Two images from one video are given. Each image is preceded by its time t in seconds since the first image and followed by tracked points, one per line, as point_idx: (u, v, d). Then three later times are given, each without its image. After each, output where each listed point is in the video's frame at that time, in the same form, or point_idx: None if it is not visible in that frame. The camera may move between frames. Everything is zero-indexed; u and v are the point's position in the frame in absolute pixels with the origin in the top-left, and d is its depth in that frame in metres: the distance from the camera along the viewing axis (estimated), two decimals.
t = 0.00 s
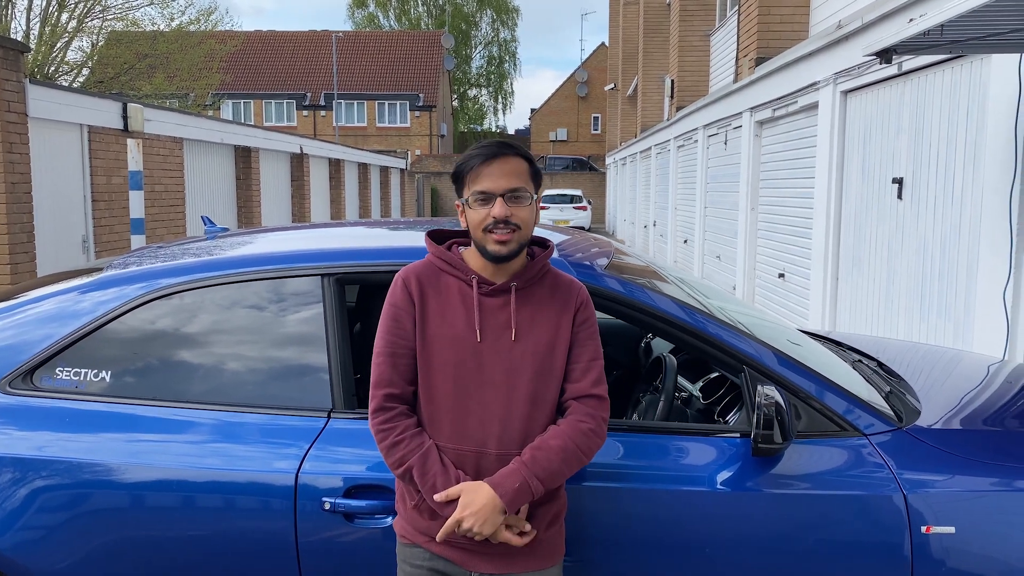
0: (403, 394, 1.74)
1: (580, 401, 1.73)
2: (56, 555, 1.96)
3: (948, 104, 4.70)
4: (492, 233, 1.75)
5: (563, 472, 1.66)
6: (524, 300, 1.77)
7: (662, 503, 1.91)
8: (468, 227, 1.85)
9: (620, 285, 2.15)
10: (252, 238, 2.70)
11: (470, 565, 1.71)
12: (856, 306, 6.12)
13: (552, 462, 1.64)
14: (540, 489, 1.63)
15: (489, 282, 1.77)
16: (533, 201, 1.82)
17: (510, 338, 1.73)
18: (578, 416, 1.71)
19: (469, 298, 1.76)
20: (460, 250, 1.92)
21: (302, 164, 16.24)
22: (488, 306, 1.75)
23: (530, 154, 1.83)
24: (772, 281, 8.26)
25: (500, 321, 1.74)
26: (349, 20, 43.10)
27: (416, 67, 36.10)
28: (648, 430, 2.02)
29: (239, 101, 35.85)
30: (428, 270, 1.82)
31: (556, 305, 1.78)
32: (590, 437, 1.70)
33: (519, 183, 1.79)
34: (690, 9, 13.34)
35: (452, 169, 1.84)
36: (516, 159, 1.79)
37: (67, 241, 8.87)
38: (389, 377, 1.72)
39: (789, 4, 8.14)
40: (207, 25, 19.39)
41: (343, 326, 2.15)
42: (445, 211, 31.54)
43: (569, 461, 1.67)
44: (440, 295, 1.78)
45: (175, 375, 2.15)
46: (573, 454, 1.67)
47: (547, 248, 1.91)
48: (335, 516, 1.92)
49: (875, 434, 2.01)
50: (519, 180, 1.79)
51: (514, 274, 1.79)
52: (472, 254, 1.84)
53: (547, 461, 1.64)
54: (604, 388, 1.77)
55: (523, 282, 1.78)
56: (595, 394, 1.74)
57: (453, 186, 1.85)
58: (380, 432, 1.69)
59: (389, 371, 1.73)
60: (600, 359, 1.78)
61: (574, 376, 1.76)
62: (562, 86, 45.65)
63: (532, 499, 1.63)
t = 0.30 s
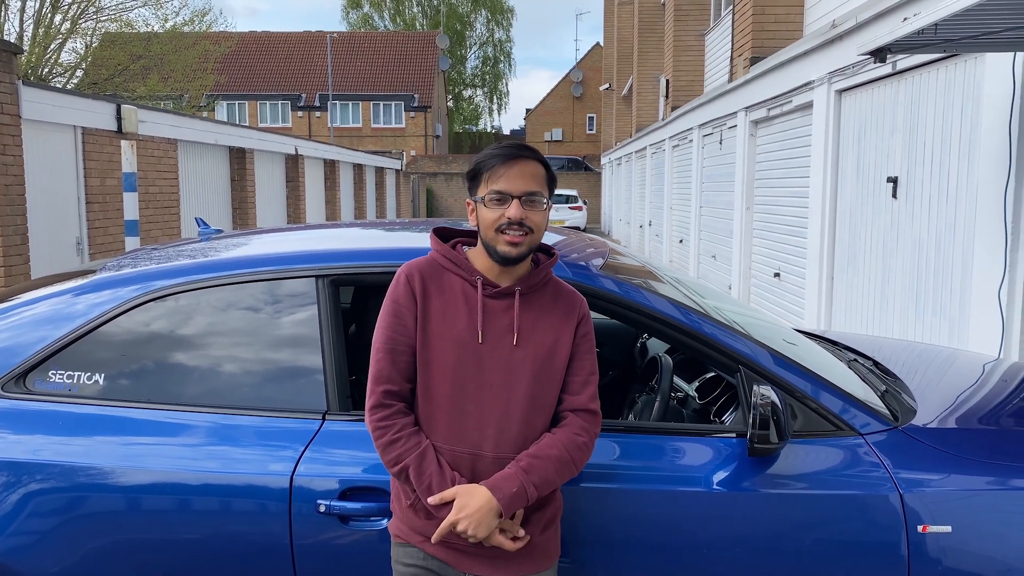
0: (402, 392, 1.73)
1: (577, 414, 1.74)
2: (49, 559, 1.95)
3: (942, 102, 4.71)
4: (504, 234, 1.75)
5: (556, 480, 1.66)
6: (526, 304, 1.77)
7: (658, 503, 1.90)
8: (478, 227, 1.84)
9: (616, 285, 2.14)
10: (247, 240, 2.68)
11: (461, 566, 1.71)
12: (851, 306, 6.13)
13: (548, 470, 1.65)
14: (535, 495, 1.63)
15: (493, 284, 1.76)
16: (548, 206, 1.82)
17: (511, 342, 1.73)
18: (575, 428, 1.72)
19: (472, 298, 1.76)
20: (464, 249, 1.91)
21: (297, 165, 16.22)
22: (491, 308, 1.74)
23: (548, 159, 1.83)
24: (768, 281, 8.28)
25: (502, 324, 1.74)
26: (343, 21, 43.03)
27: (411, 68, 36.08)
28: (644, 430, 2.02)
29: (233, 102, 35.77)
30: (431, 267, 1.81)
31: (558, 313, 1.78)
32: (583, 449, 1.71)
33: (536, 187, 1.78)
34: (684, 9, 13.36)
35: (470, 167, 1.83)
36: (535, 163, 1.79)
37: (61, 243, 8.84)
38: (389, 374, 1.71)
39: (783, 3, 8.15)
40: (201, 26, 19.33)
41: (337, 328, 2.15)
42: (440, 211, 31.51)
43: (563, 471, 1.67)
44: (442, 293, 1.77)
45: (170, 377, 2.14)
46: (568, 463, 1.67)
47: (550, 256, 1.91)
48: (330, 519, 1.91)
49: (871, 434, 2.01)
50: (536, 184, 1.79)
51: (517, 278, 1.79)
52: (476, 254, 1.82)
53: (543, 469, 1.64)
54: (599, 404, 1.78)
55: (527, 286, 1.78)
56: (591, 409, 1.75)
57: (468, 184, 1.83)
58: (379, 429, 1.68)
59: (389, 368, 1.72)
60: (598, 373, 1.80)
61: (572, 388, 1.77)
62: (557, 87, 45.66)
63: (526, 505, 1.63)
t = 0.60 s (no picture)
0: (399, 398, 1.72)
1: (575, 410, 1.74)
2: (44, 563, 1.94)
3: (937, 102, 4.71)
4: (491, 234, 1.74)
5: (559, 478, 1.66)
6: (521, 304, 1.76)
7: (655, 503, 1.90)
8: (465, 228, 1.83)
9: (612, 286, 2.14)
10: (243, 241, 2.68)
11: (467, 569, 1.70)
12: (846, 306, 6.14)
13: (550, 467, 1.65)
14: (539, 493, 1.63)
15: (485, 285, 1.76)
16: (533, 204, 1.81)
17: (508, 341, 1.72)
18: (574, 423, 1.72)
19: (466, 300, 1.75)
20: (454, 251, 1.91)
21: (293, 166, 16.19)
22: (486, 308, 1.74)
23: (530, 157, 1.82)
24: (763, 280, 8.29)
25: (498, 324, 1.73)
26: (338, 22, 42.99)
27: (407, 69, 36.07)
28: (639, 430, 2.02)
29: (229, 103, 35.71)
30: (423, 272, 1.80)
31: (552, 311, 1.78)
32: (584, 444, 1.71)
33: (519, 186, 1.78)
34: (679, 9, 13.37)
35: (452, 169, 1.82)
36: (517, 161, 1.78)
37: (56, 244, 8.82)
38: (385, 380, 1.70)
39: (778, 3, 8.17)
40: (196, 27, 19.29)
41: (333, 330, 2.14)
42: (436, 212, 31.50)
43: (565, 468, 1.67)
44: (436, 297, 1.76)
45: (166, 379, 2.13)
46: (569, 459, 1.67)
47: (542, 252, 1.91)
48: (326, 521, 1.90)
49: (867, 433, 2.00)
50: (519, 183, 1.78)
51: (509, 277, 1.79)
52: (466, 256, 1.82)
53: (545, 467, 1.64)
54: (596, 398, 1.78)
55: (519, 285, 1.78)
56: (588, 404, 1.75)
57: (452, 187, 1.83)
58: (378, 436, 1.67)
59: (386, 374, 1.71)
60: (594, 368, 1.80)
61: (568, 384, 1.77)
62: (552, 87, 45.68)
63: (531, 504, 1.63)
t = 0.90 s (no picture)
0: (390, 400, 1.71)
1: (568, 408, 1.74)
2: (37, 566, 1.93)
3: (931, 102, 4.72)
4: (481, 233, 1.74)
5: (555, 479, 1.66)
6: (510, 302, 1.76)
7: (651, 503, 1.90)
8: (453, 227, 1.83)
9: (607, 286, 2.14)
10: (238, 242, 2.67)
11: (462, 569, 1.70)
12: (842, 306, 6.14)
13: (547, 468, 1.65)
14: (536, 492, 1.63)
15: (474, 284, 1.76)
16: (523, 204, 1.81)
17: (497, 340, 1.72)
18: (568, 421, 1.72)
19: (456, 301, 1.75)
20: (442, 252, 1.90)
21: (289, 167, 16.16)
22: (475, 308, 1.74)
23: (520, 157, 1.82)
24: (759, 279, 8.30)
25: (487, 324, 1.73)
26: (334, 22, 42.95)
27: (402, 69, 36.06)
28: (635, 431, 2.01)
29: (225, 104, 35.68)
30: (411, 273, 1.79)
31: (542, 308, 1.78)
32: (577, 442, 1.71)
33: (510, 185, 1.77)
34: (675, 9, 13.38)
35: (441, 168, 1.81)
36: (507, 161, 1.78)
37: (51, 246, 8.80)
38: (376, 383, 1.70)
39: (773, 2, 8.17)
40: (192, 28, 19.27)
41: (327, 331, 2.13)
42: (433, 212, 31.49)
43: (561, 467, 1.67)
44: (425, 298, 1.76)
45: (162, 380, 2.13)
46: (564, 459, 1.67)
47: (530, 251, 1.90)
48: (320, 522, 1.89)
49: (862, 432, 2.00)
50: (509, 182, 1.78)
51: (499, 276, 1.79)
52: (454, 256, 1.82)
53: (541, 467, 1.64)
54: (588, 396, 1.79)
55: (509, 284, 1.77)
56: (581, 402, 1.75)
57: (441, 186, 1.82)
58: (369, 439, 1.66)
59: (376, 377, 1.70)
60: (586, 365, 1.80)
61: (560, 384, 1.77)
62: (549, 87, 45.68)
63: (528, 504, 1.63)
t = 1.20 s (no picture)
0: (376, 402, 1.71)
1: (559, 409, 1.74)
2: (33, 569, 1.92)
3: (927, 101, 4.73)
4: (471, 237, 1.73)
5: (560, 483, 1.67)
6: (500, 303, 1.75)
7: (648, 502, 1.89)
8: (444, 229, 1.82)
9: (604, 286, 2.13)
10: (234, 243, 2.66)
11: (454, 571, 1.69)
12: (839, 305, 6.15)
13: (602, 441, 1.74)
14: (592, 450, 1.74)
15: (463, 285, 1.75)
16: (513, 206, 1.80)
17: (487, 341, 1.71)
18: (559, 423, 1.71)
19: (445, 301, 1.74)
20: (431, 253, 1.89)
21: (285, 167, 16.13)
22: (465, 308, 1.73)
23: (511, 158, 1.81)
24: (756, 279, 8.30)
25: (477, 324, 1.72)
26: (330, 23, 42.89)
27: (398, 69, 36.00)
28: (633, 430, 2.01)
29: (221, 105, 35.62)
30: (399, 274, 1.79)
31: (533, 308, 1.77)
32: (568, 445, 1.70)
33: (500, 187, 1.76)
34: (671, 9, 13.37)
35: (431, 168, 1.81)
36: (498, 162, 1.77)
37: (47, 247, 8.77)
38: (362, 386, 1.70)
39: (769, 2, 8.17)
40: (188, 29, 19.23)
41: (323, 332, 2.13)
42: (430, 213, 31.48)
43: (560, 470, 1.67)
44: (414, 299, 1.75)
45: (159, 382, 2.12)
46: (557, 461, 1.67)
47: (520, 252, 1.89)
48: (317, 524, 1.89)
49: (859, 432, 2.00)
50: (500, 184, 1.77)
51: (489, 276, 1.78)
52: (444, 257, 1.81)
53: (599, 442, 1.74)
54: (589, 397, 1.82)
55: (500, 284, 1.76)
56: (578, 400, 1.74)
57: (431, 187, 1.81)
58: (352, 443, 1.67)
59: (363, 380, 1.70)
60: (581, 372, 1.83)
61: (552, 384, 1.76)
62: (545, 87, 45.65)
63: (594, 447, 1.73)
